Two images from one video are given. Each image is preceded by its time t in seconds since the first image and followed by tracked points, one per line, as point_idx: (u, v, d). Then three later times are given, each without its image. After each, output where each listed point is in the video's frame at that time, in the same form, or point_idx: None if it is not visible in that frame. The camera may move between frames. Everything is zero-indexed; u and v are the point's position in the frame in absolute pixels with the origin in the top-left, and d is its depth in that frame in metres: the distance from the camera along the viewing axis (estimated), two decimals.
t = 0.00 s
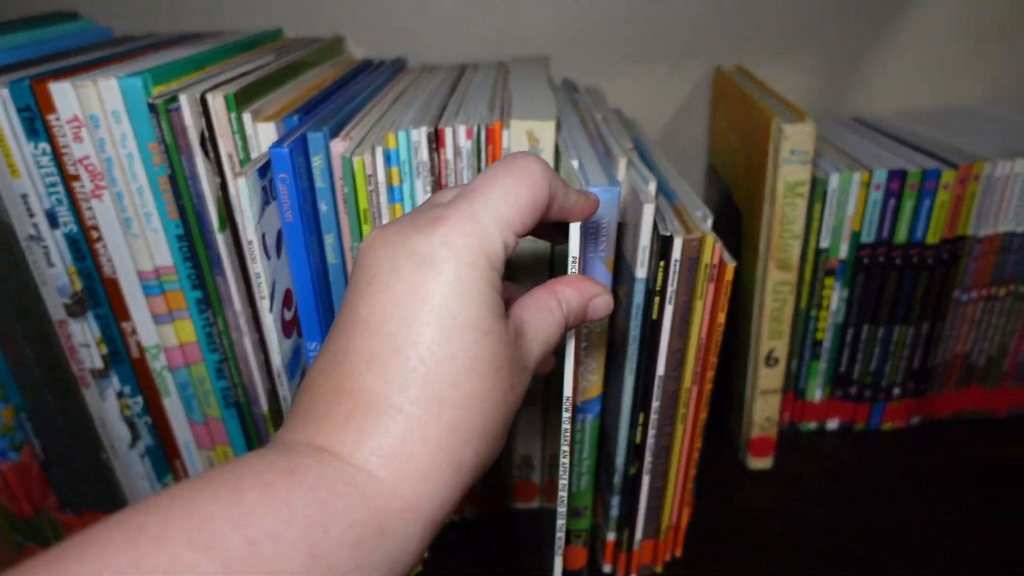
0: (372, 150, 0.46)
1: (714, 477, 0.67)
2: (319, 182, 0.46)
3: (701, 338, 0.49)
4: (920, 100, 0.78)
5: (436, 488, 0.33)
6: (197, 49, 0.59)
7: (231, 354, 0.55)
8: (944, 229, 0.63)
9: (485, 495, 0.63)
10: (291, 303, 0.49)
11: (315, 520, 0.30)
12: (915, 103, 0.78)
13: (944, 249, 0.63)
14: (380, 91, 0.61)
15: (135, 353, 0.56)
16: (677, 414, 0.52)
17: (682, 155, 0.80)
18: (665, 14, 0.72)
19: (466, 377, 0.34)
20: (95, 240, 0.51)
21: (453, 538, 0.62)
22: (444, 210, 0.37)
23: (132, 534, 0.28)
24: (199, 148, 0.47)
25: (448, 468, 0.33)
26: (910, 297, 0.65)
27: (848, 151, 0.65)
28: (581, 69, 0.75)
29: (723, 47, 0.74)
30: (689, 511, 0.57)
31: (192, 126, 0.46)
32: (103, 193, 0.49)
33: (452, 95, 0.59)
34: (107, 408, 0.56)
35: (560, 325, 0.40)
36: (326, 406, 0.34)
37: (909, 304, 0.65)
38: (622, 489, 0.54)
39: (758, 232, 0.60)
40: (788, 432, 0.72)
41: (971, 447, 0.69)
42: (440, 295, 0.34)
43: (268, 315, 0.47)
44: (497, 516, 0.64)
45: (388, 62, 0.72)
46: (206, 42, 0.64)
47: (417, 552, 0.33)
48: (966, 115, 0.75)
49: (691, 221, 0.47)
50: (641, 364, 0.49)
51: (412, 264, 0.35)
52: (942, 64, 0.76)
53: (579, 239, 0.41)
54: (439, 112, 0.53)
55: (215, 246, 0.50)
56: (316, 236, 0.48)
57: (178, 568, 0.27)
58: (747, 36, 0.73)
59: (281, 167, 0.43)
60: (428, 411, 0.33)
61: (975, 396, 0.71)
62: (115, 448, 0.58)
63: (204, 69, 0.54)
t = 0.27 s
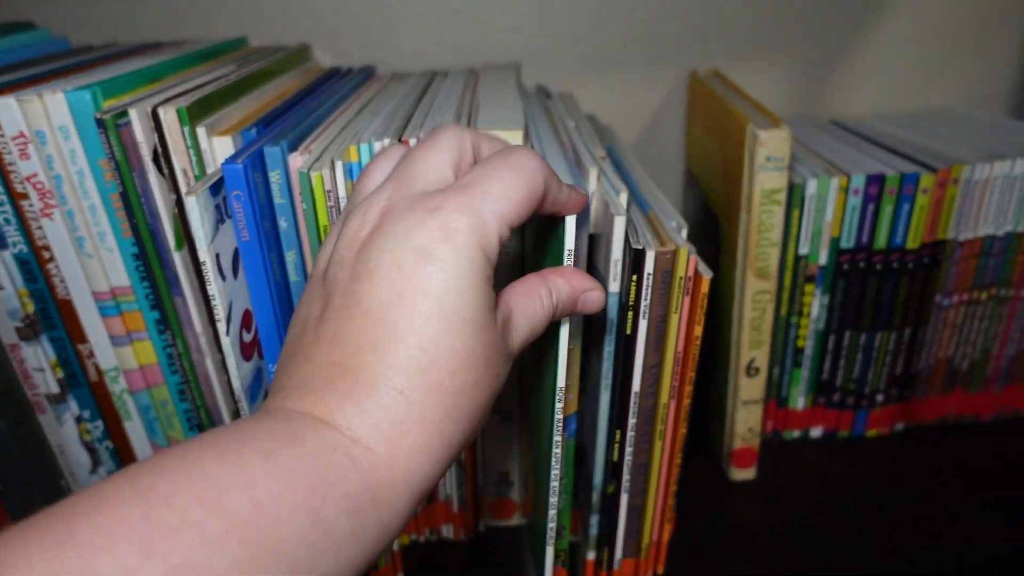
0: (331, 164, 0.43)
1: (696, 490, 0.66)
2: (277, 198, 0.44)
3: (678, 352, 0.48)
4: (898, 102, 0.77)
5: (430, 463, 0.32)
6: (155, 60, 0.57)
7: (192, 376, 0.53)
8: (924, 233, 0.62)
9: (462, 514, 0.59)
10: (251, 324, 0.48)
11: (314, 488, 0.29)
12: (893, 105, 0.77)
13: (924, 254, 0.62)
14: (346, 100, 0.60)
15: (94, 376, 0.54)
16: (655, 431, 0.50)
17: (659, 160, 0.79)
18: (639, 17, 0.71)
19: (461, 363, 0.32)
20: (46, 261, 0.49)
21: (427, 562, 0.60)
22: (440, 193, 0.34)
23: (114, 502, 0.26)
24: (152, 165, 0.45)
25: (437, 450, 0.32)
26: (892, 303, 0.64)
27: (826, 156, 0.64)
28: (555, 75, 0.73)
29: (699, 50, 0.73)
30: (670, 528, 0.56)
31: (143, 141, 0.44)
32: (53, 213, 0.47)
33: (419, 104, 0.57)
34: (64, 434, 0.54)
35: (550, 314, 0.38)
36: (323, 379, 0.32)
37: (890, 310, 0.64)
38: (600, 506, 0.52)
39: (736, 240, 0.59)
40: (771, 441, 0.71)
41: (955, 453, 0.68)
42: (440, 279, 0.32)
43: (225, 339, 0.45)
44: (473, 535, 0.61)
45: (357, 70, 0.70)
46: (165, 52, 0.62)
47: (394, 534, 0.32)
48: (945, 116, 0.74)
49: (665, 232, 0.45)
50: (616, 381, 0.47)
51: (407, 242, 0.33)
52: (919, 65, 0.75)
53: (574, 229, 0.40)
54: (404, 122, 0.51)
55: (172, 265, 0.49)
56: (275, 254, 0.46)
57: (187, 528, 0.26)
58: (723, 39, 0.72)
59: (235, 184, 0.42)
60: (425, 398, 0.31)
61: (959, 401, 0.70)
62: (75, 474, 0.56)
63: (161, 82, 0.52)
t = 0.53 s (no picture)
0: (291, 191, 0.43)
1: (670, 515, 0.65)
2: (236, 225, 0.44)
3: (649, 380, 0.47)
4: (871, 121, 0.77)
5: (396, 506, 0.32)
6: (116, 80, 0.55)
7: (150, 408, 0.52)
8: (898, 254, 0.61)
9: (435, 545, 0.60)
10: (208, 356, 0.47)
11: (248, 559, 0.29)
12: (865, 124, 0.78)
13: (898, 275, 0.62)
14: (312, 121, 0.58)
15: (50, 408, 0.52)
16: (627, 461, 0.49)
17: (634, 180, 0.78)
18: (610, 37, 0.70)
19: (408, 406, 0.33)
20: None
21: None
22: (377, 239, 0.36)
23: None
24: (107, 192, 0.44)
25: (392, 497, 0.32)
26: (866, 324, 0.64)
27: (798, 177, 0.64)
28: (528, 94, 0.73)
29: (672, 70, 0.72)
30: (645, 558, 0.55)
31: (97, 166, 0.43)
32: (4, 239, 0.45)
33: (387, 125, 0.56)
34: (19, 468, 0.51)
35: (510, 345, 0.38)
36: (268, 441, 0.32)
37: (865, 331, 0.64)
38: (574, 538, 0.51)
39: (709, 262, 0.58)
40: (748, 463, 0.70)
41: (931, 476, 0.67)
42: (378, 323, 0.33)
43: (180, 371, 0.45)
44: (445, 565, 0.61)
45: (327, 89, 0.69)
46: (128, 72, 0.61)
47: None
48: (917, 136, 0.75)
49: (635, 259, 0.44)
50: (586, 411, 0.46)
51: (342, 299, 0.34)
52: (890, 85, 0.75)
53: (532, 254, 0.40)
54: (370, 144, 0.50)
55: (129, 294, 0.47)
56: (235, 282, 0.45)
57: None
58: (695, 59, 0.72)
59: (190, 213, 0.41)
60: (370, 442, 0.32)
61: (935, 420, 0.70)
62: (30, 510, 0.53)
63: (120, 102, 0.50)
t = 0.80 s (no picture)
0: (272, 196, 0.41)
1: (667, 525, 0.64)
2: (216, 230, 0.42)
3: (647, 390, 0.45)
4: (872, 121, 0.76)
5: None
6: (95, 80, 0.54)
7: (130, 418, 0.50)
8: (900, 258, 0.60)
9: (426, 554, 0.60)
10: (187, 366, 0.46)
11: None
12: (866, 124, 0.76)
13: (900, 279, 0.60)
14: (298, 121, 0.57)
15: (25, 419, 0.50)
16: (624, 474, 0.48)
17: (630, 182, 0.76)
18: (605, 35, 0.69)
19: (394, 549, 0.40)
20: None
21: None
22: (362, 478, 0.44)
23: None
24: (81, 196, 0.42)
25: None
26: (869, 329, 0.62)
27: (797, 178, 0.63)
28: (521, 94, 0.71)
29: (668, 69, 0.71)
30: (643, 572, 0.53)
31: (70, 170, 0.41)
32: None
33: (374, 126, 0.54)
34: None
35: (479, 573, 0.43)
36: None
37: (867, 336, 0.62)
38: (569, 551, 0.50)
39: (707, 268, 0.57)
40: (748, 470, 0.68)
41: (934, 484, 0.66)
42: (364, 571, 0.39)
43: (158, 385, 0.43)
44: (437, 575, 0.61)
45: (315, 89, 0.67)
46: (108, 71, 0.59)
47: None
48: (919, 135, 0.73)
49: (630, 265, 0.43)
50: (581, 421, 0.45)
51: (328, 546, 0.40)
52: (891, 83, 0.74)
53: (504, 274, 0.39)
54: (357, 146, 0.49)
55: (105, 301, 0.45)
56: (214, 289, 0.43)
57: None
58: (693, 57, 0.71)
59: (165, 219, 0.39)
60: None
61: (938, 426, 0.68)
62: (7, 523, 0.51)
63: (98, 103, 0.49)
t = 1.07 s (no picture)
0: (281, 192, 0.40)
1: (682, 532, 0.62)
2: (220, 229, 0.40)
3: (672, 395, 0.44)
4: (890, 118, 0.74)
5: None
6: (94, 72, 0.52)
7: (130, 422, 0.48)
8: (924, 258, 0.58)
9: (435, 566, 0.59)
10: (189, 371, 0.44)
11: None
12: (885, 120, 0.74)
13: (924, 280, 0.59)
14: (306, 115, 0.55)
15: (23, 422, 0.48)
16: (648, 481, 0.46)
17: (643, 179, 0.74)
18: (618, 28, 0.67)
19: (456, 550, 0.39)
20: None
21: None
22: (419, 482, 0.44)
23: None
24: (78, 192, 0.41)
25: None
26: (891, 331, 0.60)
27: (818, 176, 0.61)
28: (531, 89, 0.69)
29: (683, 64, 0.69)
30: None
31: (68, 166, 0.40)
32: None
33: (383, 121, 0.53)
34: None
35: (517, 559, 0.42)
36: None
37: (889, 338, 0.61)
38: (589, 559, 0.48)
39: (726, 268, 0.55)
40: (764, 475, 0.67)
41: (954, 490, 0.64)
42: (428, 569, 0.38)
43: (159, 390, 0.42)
44: None
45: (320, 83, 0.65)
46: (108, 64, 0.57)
47: None
48: (940, 132, 0.71)
49: (658, 265, 0.41)
50: (606, 429, 0.43)
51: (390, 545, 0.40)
52: (911, 79, 0.72)
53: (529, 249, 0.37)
54: (369, 141, 0.47)
55: (105, 301, 0.44)
56: (218, 290, 0.41)
57: None
58: (708, 51, 0.69)
59: (167, 217, 0.37)
60: None
61: (959, 431, 0.66)
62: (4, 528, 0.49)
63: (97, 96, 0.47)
